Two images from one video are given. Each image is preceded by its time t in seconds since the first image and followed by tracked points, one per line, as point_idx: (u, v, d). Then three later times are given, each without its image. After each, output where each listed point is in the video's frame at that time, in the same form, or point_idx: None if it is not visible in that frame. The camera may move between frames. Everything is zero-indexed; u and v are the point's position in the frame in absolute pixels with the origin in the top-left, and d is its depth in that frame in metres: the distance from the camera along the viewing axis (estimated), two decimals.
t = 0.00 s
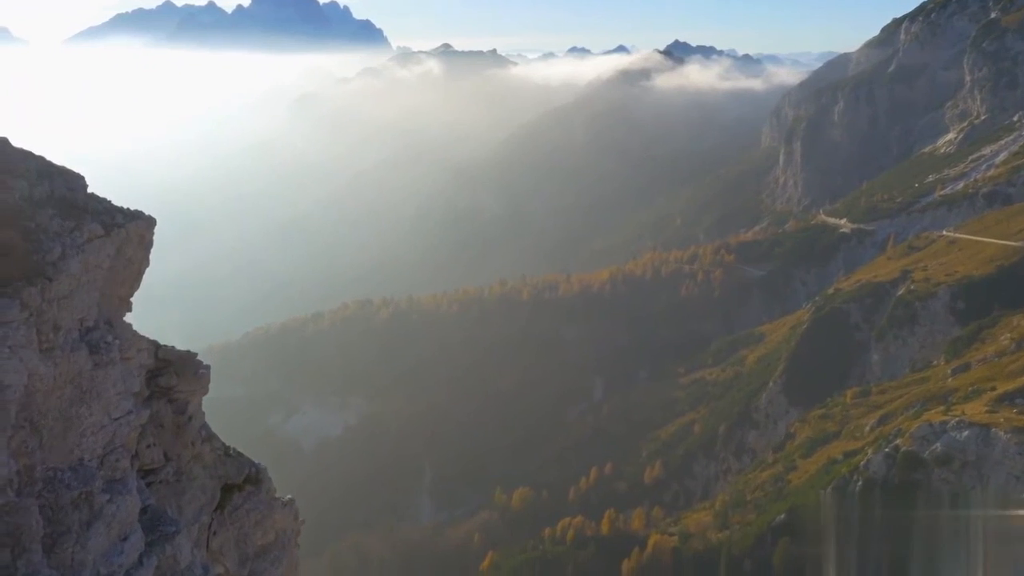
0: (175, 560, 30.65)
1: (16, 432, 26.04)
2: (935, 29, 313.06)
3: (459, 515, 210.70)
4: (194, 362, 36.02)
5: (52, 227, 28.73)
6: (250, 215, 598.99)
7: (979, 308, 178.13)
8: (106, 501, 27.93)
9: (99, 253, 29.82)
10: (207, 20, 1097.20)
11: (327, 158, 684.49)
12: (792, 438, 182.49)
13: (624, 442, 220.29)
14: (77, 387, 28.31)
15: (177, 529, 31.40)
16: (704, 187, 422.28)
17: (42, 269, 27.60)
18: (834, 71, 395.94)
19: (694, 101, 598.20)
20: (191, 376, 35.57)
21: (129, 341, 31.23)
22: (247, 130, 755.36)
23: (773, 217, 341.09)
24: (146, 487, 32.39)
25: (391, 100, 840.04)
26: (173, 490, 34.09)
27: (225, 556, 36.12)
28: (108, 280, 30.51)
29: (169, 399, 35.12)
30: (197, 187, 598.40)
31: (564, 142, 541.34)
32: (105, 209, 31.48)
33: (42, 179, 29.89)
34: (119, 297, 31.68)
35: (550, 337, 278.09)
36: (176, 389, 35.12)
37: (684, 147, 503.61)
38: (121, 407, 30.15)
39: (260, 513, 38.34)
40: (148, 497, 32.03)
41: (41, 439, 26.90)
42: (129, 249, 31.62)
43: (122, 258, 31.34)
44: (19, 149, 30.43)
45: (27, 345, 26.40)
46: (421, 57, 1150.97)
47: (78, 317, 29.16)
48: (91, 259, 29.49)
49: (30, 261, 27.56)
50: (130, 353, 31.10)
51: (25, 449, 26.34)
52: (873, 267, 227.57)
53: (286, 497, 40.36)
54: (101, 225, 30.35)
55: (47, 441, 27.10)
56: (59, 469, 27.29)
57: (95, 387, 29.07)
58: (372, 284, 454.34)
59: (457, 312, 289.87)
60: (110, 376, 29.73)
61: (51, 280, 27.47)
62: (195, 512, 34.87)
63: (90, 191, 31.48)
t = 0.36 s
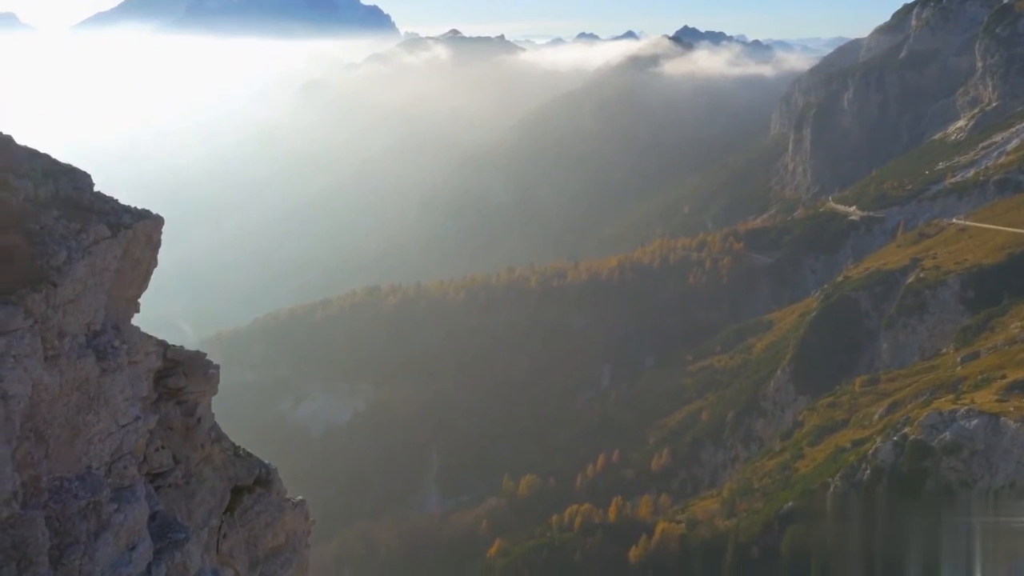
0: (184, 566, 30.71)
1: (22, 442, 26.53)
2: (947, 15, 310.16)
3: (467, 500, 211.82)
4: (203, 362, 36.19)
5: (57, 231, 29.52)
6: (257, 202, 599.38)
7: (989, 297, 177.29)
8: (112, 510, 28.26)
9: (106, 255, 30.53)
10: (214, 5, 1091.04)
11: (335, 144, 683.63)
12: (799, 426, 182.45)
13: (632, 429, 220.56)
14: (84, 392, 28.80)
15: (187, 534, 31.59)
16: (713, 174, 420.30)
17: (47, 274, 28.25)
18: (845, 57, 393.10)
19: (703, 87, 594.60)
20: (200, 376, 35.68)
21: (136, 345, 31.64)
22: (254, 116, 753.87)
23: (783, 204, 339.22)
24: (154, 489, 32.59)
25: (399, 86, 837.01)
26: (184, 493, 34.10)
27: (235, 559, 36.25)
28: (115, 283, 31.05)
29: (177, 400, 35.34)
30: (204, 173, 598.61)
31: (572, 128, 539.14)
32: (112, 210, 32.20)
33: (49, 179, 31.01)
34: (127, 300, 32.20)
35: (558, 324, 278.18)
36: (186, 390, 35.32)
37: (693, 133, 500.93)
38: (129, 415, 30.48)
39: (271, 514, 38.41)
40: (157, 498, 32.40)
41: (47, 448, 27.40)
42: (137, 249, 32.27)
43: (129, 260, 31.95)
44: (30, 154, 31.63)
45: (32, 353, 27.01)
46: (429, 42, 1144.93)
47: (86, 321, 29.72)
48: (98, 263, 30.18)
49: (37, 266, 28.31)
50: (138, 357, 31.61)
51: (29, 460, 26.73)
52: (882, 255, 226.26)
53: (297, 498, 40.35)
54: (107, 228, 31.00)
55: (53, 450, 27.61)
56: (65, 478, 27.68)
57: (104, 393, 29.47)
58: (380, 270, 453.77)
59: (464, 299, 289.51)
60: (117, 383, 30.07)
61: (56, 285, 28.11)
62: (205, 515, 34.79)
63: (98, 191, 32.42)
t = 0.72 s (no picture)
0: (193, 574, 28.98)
1: (25, 453, 24.78)
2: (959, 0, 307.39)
3: (474, 487, 212.83)
4: (215, 361, 34.27)
5: (60, 234, 27.39)
6: (265, 188, 599.55)
7: (999, 285, 175.87)
8: (120, 521, 26.41)
9: (111, 259, 28.40)
10: None
11: (341, 130, 682.99)
12: (807, 414, 181.91)
13: (639, 417, 220.52)
14: (90, 400, 26.90)
15: (197, 543, 29.75)
16: (721, 161, 418.52)
17: (49, 279, 26.29)
18: (855, 43, 390.42)
19: (711, 73, 591.96)
20: (212, 379, 33.80)
21: (143, 350, 29.86)
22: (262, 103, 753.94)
23: (791, 191, 337.74)
24: (162, 497, 30.69)
25: (406, 72, 835.43)
26: (192, 499, 32.14)
27: (244, 562, 34.22)
28: (123, 285, 29.05)
29: (187, 402, 33.39)
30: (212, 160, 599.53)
31: (580, 115, 537.22)
32: (118, 211, 30.02)
33: (51, 178, 28.91)
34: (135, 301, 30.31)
35: (566, 311, 277.70)
36: (194, 391, 33.42)
37: (701, 119, 498.86)
38: (137, 420, 28.40)
39: (281, 517, 36.19)
40: (167, 506, 30.60)
41: (51, 459, 25.64)
42: (144, 250, 30.07)
43: (135, 261, 29.70)
44: (29, 150, 29.47)
45: (34, 363, 25.11)
46: (436, 29, 1142.76)
47: (91, 324, 27.77)
48: (101, 265, 28.02)
49: (37, 274, 26.23)
50: (144, 361, 29.85)
51: (33, 472, 25.01)
52: (891, 242, 225.10)
53: (308, 499, 38.42)
54: (112, 228, 28.97)
55: (58, 459, 25.81)
56: (71, 488, 25.91)
57: (111, 402, 27.59)
58: (387, 256, 453.93)
59: (471, 286, 289.03)
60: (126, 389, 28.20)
61: (59, 292, 26.20)
62: (213, 520, 32.83)
63: (102, 190, 30.30)
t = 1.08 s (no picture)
0: None
1: (28, 467, 22.49)
2: None
3: (481, 472, 213.28)
4: (223, 361, 32.25)
5: (65, 237, 24.98)
6: (273, 173, 600.37)
7: (1011, 272, 174.38)
8: (128, 532, 24.18)
9: (119, 262, 25.94)
10: None
11: (350, 115, 682.43)
12: (816, 401, 181.32)
13: (647, 404, 220.39)
14: (98, 408, 24.62)
15: (207, 550, 27.54)
16: (731, 147, 416.32)
17: (54, 283, 23.85)
18: (867, 27, 386.94)
19: (721, 57, 588.48)
20: (220, 380, 31.84)
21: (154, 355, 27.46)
22: (271, 90, 754.64)
23: (802, 177, 335.93)
24: (172, 501, 28.54)
25: (415, 56, 833.66)
26: (202, 504, 30.04)
27: (254, 565, 32.59)
28: (131, 286, 26.57)
29: (196, 404, 31.33)
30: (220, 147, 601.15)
31: (589, 99, 535.14)
32: (125, 211, 27.27)
33: (55, 174, 26.20)
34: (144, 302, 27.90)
35: (575, 297, 277.21)
36: (204, 392, 31.28)
37: (711, 104, 496.24)
38: (144, 428, 26.27)
39: (292, 520, 34.79)
40: (176, 512, 28.52)
41: (58, 471, 23.38)
42: (152, 251, 27.46)
43: (143, 263, 27.21)
44: (31, 146, 26.39)
45: (39, 374, 22.77)
46: (445, 13, 1139.44)
47: (98, 328, 25.41)
48: (110, 272, 25.63)
49: (44, 280, 23.78)
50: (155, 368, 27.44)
51: (37, 486, 22.72)
52: (902, 229, 223.68)
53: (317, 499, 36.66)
54: (121, 228, 26.32)
55: (65, 469, 23.61)
56: (79, 500, 23.69)
57: (118, 410, 25.31)
58: (394, 240, 454.19)
59: (479, 272, 289.11)
60: (133, 395, 25.90)
61: (64, 299, 23.82)
62: (224, 524, 30.74)
63: (109, 190, 27.71)
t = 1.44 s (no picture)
0: None
1: (33, 478, 19.63)
2: None
3: (488, 460, 214.01)
4: (231, 359, 29.01)
5: (70, 241, 21.99)
6: (280, 160, 600.91)
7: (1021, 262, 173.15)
8: (134, 542, 21.03)
9: (125, 264, 22.92)
10: None
11: (357, 101, 682.11)
12: (823, 390, 181.05)
13: (653, 392, 220.55)
14: (102, 417, 21.82)
15: (216, 557, 24.23)
16: (739, 135, 414.50)
17: (58, 290, 21.07)
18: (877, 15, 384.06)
19: (730, 44, 585.50)
20: (228, 380, 28.47)
21: (157, 358, 24.32)
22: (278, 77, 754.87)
23: (810, 165, 334.80)
24: (178, 505, 25.33)
25: (422, 42, 832.11)
26: (210, 507, 26.75)
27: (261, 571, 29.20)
28: (136, 291, 23.48)
29: (204, 404, 27.90)
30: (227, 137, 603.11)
31: (596, 86, 533.18)
32: (131, 213, 24.18)
33: (60, 179, 23.28)
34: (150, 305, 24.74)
35: (581, 285, 276.88)
36: (209, 394, 27.85)
37: (719, 92, 494.09)
38: (151, 434, 23.29)
39: (300, 522, 31.12)
40: (183, 516, 25.16)
41: (62, 481, 20.44)
42: (159, 254, 24.39)
43: (150, 265, 24.13)
44: (36, 146, 23.60)
45: (43, 385, 20.04)
46: None
47: (102, 334, 22.40)
48: (116, 275, 22.60)
49: (47, 284, 20.97)
50: (158, 372, 24.30)
51: (41, 497, 19.76)
52: (910, 218, 222.65)
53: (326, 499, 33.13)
54: (125, 230, 23.33)
55: (69, 478, 20.69)
56: (83, 510, 20.77)
57: (125, 418, 22.47)
58: (401, 229, 455.07)
59: (485, 260, 289.72)
60: (140, 404, 23.01)
61: (67, 305, 21.01)
62: (232, 528, 27.40)
63: (115, 191, 24.62)
